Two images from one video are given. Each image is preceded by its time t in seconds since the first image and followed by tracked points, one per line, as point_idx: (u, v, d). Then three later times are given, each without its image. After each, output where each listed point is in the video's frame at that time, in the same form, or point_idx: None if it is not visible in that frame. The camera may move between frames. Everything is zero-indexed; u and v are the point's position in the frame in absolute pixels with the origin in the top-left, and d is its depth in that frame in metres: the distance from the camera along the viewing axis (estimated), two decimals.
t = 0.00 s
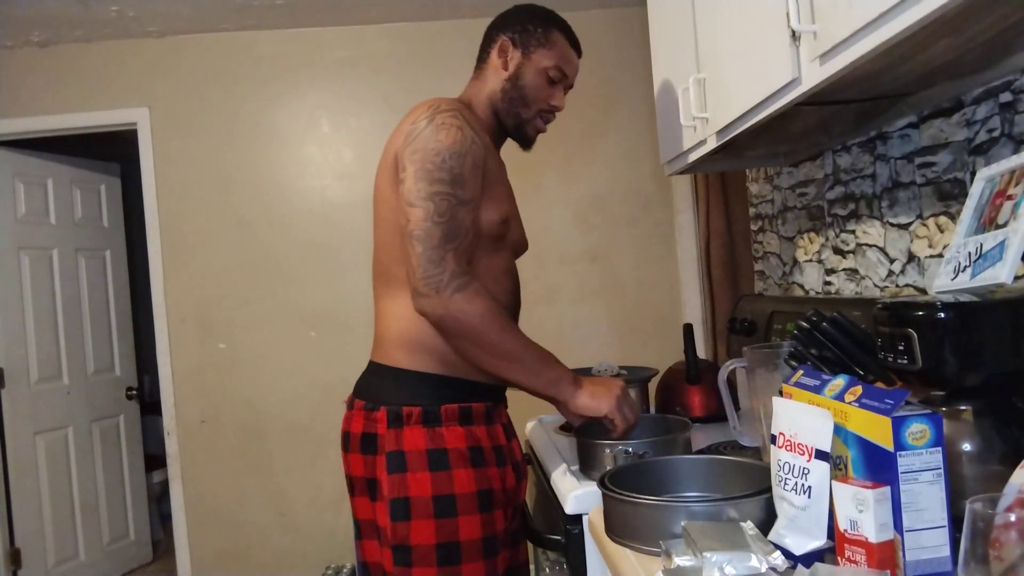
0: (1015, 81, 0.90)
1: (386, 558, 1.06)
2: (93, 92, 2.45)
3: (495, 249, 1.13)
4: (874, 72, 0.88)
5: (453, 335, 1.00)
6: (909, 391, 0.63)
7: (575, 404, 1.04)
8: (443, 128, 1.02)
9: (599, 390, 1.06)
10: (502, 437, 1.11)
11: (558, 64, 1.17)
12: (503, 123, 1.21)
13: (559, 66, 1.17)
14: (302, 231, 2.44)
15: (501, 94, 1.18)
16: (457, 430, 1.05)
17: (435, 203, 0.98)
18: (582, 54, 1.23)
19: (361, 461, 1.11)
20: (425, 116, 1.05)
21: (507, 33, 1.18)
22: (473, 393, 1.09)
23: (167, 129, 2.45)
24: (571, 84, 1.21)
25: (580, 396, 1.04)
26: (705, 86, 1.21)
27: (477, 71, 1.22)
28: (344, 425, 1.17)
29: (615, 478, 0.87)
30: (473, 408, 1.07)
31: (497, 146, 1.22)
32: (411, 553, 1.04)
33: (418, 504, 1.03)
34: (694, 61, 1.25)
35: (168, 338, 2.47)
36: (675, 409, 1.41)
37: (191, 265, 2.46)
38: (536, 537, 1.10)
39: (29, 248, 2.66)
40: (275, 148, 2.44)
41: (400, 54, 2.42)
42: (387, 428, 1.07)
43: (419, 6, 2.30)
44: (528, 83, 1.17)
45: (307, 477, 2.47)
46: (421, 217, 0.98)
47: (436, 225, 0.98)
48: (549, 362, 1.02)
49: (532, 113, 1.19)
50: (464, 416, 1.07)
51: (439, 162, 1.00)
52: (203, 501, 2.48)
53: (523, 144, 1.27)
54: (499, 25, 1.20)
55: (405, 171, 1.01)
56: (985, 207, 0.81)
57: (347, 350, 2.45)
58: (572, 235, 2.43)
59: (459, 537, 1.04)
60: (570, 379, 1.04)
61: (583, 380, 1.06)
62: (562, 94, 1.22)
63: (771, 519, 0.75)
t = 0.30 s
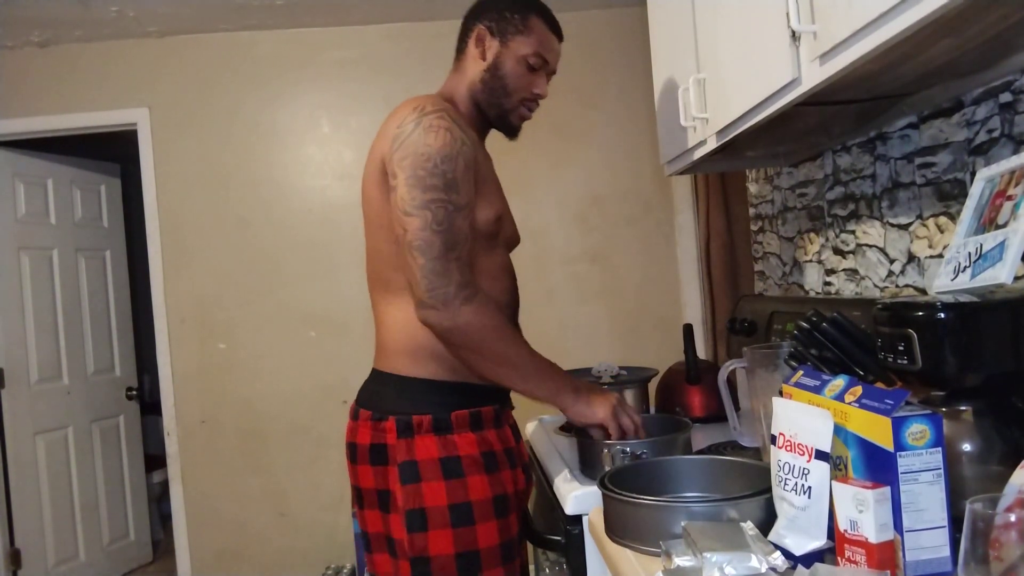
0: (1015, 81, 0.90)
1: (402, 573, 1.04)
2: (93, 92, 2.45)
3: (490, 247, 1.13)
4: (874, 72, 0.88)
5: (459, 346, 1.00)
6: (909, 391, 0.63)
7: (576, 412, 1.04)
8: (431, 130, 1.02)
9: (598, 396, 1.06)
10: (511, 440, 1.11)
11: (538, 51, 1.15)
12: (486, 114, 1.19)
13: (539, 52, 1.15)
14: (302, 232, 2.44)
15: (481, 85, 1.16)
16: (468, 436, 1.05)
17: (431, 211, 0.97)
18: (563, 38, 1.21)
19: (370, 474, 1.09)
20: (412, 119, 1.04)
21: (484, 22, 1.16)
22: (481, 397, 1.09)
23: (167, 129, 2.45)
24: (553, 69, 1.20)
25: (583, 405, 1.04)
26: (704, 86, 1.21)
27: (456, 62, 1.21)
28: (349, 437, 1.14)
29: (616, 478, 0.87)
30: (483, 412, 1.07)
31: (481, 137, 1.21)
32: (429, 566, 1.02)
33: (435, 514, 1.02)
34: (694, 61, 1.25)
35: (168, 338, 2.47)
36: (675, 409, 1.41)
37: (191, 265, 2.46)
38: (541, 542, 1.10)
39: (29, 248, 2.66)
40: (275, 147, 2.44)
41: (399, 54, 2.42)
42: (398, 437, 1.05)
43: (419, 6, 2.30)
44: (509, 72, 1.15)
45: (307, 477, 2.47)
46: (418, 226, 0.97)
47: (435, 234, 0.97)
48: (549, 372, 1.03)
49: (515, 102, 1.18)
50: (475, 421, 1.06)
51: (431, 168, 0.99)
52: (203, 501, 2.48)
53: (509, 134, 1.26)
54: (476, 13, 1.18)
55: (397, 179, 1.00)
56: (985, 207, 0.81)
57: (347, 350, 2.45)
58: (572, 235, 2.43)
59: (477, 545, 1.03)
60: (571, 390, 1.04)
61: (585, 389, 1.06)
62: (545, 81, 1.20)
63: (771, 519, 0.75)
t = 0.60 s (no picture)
0: (1015, 81, 0.90)
1: None
2: (93, 91, 2.45)
3: (490, 247, 1.11)
4: (874, 72, 0.88)
5: (471, 358, 0.98)
6: (909, 391, 0.63)
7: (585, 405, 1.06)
8: (434, 132, 0.97)
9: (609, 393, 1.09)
10: (524, 441, 1.12)
11: (521, 32, 1.10)
12: (466, 96, 1.14)
13: (522, 34, 1.10)
14: (302, 232, 2.44)
15: (462, 69, 1.11)
16: (490, 440, 1.04)
17: (441, 219, 0.94)
18: (545, 15, 1.16)
19: (383, 481, 1.05)
20: (411, 119, 0.99)
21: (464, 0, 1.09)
22: (498, 399, 1.08)
23: (167, 129, 2.45)
24: (536, 49, 1.15)
25: (594, 398, 1.06)
26: (705, 86, 1.21)
27: (433, 42, 1.15)
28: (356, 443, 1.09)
29: (616, 479, 0.87)
30: (501, 413, 1.07)
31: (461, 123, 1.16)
32: None
33: (456, 523, 1.01)
34: (694, 61, 1.25)
35: (168, 338, 2.47)
36: (675, 409, 1.41)
37: (191, 265, 2.46)
38: (542, 545, 1.11)
39: (29, 248, 2.66)
40: (275, 147, 2.44)
41: (400, 54, 2.42)
42: (419, 444, 1.02)
43: (419, 6, 2.30)
44: (492, 54, 1.10)
45: (307, 477, 2.47)
46: (428, 236, 0.93)
47: (445, 244, 0.94)
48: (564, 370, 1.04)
49: (499, 86, 1.13)
50: (494, 424, 1.05)
51: (438, 173, 0.95)
52: (203, 501, 2.48)
53: (489, 118, 1.21)
54: None
55: (402, 186, 0.96)
56: (985, 207, 0.81)
57: (347, 350, 2.45)
58: (572, 235, 2.43)
59: (496, 552, 1.03)
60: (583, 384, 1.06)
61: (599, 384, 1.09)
62: (528, 61, 1.15)
63: (771, 519, 0.75)
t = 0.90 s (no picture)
0: (1015, 81, 0.90)
1: None
2: (93, 91, 2.45)
3: (484, 243, 1.09)
4: (874, 72, 0.88)
5: (459, 364, 0.98)
6: (909, 391, 0.63)
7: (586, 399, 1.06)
8: (415, 132, 0.95)
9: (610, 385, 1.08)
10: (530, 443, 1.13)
11: (514, 18, 1.08)
12: (458, 85, 1.15)
13: (516, 20, 1.09)
14: (302, 232, 2.44)
15: (453, 57, 1.11)
16: (498, 444, 1.05)
17: (422, 224, 0.93)
18: None
19: (389, 488, 1.04)
20: (392, 117, 0.98)
21: None
22: (504, 400, 1.09)
23: (167, 129, 2.45)
24: (529, 35, 1.14)
25: (593, 392, 1.06)
26: (704, 86, 1.21)
27: (422, 27, 1.14)
28: (361, 449, 1.08)
29: (616, 479, 0.87)
30: (508, 416, 1.08)
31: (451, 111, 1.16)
32: None
33: (466, 530, 1.01)
34: (693, 60, 1.25)
35: (168, 338, 2.47)
36: (675, 409, 1.41)
37: (191, 265, 2.46)
38: (542, 546, 1.12)
39: (29, 248, 2.66)
40: (275, 147, 2.44)
41: (399, 53, 2.42)
42: (427, 449, 1.02)
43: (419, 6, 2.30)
44: (483, 40, 1.09)
45: (307, 477, 2.47)
46: (407, 243, 0.93)
47: (427, 250, 0.93)
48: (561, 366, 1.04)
49: (491, 75, 1.13)
50: (501, 426, 1.06)
51: (418, 176, 0.94)
52: (203, 501, 2.48)
53: (481, 108, 1.21)
54: None
55: (381, 191, 0.95)
56: (985, 207, 0.81)
57: (347, 350, 2.45)
58: (572, 235, 2.43)
59: (504, 559, 1.03)
60: (583, 377, 1.07)
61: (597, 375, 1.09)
62: (521, 49, 1.14)
63: (771, 519, 0.75)
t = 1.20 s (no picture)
0: (1015, 81, 0.90)
1: None
2: (93, 91, 2.45)
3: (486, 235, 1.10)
4: (875, 72, 0.88)
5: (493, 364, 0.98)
6: (909, 391, 0.63)
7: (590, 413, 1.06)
8: (401, 136, 0.96)
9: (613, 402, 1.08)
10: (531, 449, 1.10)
11: (500, 12, 1.08)
12: (444, 83, 1.14)
13: (502, 14, 1.08)
14: (302, 232, 2.44)
15: (438, 55, 1.11)
16: (486, 449, 1.03)
17: (441, 225, 0.93)
18: None
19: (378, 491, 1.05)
20: (375, 125, 0.98)
21: None
22: (502, 402, 1.08)
23: (167, 129, 2.45)
24: (516, 27, 1.13)
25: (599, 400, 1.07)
26: (704, 86, 1.21)
27: (407, 26, 1.14)
28: (356, 451, 1.10)
29: (616, 479, 0.87)
30: (503, 418, 1.06)
31: (439, 109, 1.16)
32: None
33: (448, 536, 1.00)
34: (693, 60, 1.25)
35: (168, 338, 2.47)
36: (675, 409, 1.41)
37: (191, 265, 2.46)
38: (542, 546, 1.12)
39: (29, 248, 2.66)
40: (276, 147, 2.44)
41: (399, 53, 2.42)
42: (410, 452, 1.02)
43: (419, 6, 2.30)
44: (469, 36, 1.09)
45: (307, 477, 2.47)
46: (432, 248, 0.93)
47: (452, 249, 0.94)
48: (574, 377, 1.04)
49: (478, 71, 1.13)
50: (494, 430, 1.05)
51: (419, 179, 0.94)
52: (204, 501, 2.48)
53: (469, 106, 1.20)
54: None
55: (383, 202, 0.95)
56: (985, 207, 0.81)
57: (347, 350, 2.45)
58: (572, 235, 2.43)
59: (491, 568, 1.01)
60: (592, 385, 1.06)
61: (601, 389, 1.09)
62: (508, 42, 1.14)
63: (771, 519, 0.75)
